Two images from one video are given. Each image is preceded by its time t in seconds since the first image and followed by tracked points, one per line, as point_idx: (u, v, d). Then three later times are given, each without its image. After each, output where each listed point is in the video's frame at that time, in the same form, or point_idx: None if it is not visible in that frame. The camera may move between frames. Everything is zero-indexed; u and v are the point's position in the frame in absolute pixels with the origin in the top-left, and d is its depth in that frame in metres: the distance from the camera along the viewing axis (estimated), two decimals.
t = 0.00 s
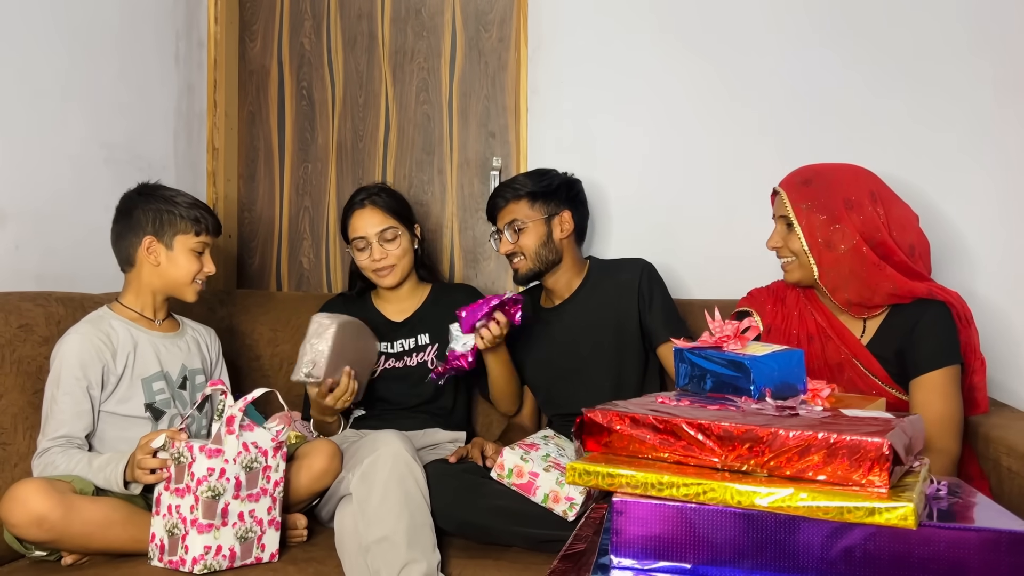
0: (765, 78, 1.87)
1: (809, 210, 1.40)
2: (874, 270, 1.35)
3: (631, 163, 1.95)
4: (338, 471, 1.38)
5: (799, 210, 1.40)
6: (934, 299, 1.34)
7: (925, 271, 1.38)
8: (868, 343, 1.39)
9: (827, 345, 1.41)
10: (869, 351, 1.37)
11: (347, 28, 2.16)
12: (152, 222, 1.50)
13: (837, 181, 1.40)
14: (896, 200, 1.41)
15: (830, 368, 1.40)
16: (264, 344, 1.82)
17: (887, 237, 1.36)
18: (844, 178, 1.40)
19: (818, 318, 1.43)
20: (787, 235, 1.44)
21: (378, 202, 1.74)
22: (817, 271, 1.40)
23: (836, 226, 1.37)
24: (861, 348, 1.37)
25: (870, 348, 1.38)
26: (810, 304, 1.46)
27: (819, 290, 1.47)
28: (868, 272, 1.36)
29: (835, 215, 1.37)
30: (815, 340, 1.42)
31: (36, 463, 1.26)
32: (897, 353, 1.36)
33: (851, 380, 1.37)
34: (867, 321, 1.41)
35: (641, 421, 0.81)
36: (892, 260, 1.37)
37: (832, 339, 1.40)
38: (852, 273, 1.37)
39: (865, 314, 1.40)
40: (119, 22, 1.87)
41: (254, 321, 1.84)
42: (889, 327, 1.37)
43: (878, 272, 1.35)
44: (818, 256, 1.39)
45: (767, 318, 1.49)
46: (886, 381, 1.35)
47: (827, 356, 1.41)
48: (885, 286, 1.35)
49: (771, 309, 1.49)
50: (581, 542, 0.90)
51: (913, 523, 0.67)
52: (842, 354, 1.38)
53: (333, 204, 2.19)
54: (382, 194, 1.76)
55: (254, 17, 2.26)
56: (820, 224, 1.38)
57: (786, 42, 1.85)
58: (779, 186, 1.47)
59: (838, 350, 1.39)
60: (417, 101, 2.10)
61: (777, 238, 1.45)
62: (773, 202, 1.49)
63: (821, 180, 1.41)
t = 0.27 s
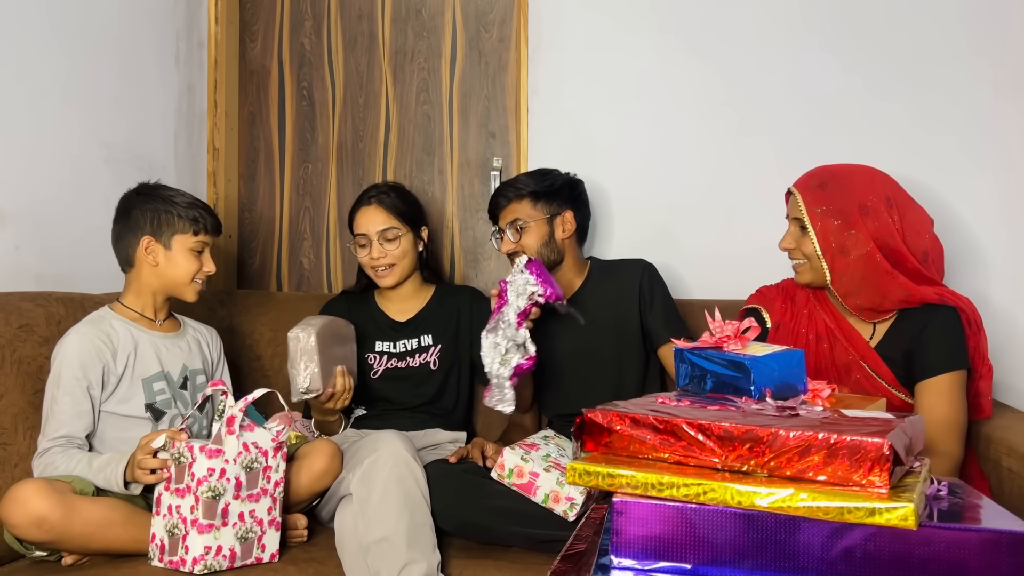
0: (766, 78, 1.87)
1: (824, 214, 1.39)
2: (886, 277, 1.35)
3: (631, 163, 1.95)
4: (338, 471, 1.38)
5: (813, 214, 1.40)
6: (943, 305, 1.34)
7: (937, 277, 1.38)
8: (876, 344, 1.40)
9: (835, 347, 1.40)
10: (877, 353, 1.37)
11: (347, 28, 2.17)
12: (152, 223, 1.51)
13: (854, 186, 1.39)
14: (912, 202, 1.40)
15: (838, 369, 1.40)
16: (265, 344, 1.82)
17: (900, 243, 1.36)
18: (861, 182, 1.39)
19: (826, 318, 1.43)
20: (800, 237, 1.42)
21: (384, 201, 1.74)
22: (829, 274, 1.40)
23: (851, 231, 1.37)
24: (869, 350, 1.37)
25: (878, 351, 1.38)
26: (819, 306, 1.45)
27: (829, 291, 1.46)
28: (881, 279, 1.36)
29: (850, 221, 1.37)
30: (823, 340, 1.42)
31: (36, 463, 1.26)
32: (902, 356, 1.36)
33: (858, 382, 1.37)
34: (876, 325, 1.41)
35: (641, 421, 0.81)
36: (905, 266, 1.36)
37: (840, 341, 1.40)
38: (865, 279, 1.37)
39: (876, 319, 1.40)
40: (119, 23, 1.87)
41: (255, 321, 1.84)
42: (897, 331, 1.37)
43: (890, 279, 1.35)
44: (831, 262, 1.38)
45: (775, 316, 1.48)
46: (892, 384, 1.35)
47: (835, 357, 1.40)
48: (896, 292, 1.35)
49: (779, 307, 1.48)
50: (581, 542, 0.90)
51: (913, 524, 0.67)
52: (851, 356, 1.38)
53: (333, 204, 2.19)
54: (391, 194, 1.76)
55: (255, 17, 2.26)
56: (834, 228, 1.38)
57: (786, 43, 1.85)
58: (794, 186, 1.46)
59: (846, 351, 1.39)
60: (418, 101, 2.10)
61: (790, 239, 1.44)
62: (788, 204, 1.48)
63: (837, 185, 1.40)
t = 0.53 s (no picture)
0: (767, 78, 1.87)
1: (826, 217, 1.39)
2: (890, 281, 1.35)
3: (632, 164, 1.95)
4: (339, 472, 1.38)
5: (817, 217, 1.39)
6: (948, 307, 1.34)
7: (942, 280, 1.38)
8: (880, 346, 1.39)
9: (839, 348, 1.41)
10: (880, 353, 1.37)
11: (348, 29, 2.17)
12: (150, 222, 1.50)
13: (857, 190, 1.38)
14: (915, 202, 1.40)
15: (841, 371, 1.40)
16: (265, 344, 1.82)
17: (904, 246, 1.36)
18: (864, 186, 1.39)
19: (829, 319, 1.43)
20: (804, 242, 1.42)
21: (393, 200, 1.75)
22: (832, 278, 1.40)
23: (854, 235, 1.37)
24: (872, 351, 1.37)
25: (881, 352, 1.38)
26: (824, 308, 1.45)
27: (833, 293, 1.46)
28: (885, 283, 1.35)
29: (852, 223, 1.37)
30: (827, 342, 1.42)
31: (38, 466, 1.27)
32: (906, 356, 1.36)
33: (862, 383, 1.37)
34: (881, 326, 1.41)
35: (641, 422, 0.81)
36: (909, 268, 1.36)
37: (844, 342, 1.40)
38: (869, 283, 1.37)
39: (881, 321, 1.39)
40: (120, 23, 1.87)
41: (256, 321, 1.84)
42: (901, 333, 1.37)
43: (894, 283, 1.35)
44: (834, 266, 1.38)
45: (780, 316, 1.48)
46: (896, 385, 1.34)
47: (839, 358, 1.40)
48: (900, 296, 1.34)
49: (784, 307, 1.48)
50: (582, 543, 0.90)
51: (913, 524, 0.67)
52: (854, 357, 1.39)
53: (334, 205, 2.19)
54: (398, 192, 1.77)
55: (256, 17, 2.26)
56: (837, 233, 1.38)
57: (787, 43, 1.85)
58: (796, 190, 1.46)
59: (850, 353, 1.39)
60: (419, 102, 2.11)
61: (793, 243, 1.44)
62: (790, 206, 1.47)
63: (840, 189, 1.40)
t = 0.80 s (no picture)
0: (769, 79, 1.86)
1: (829, 221, 1.39)
2: (896, 284, 1.35)
3: (634, 164, 1.95)
4: (341, 472, 1.39)
5: (820, 221, 1.39)
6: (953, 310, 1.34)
7: (946, 282, 1.38)
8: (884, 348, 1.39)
9: (844, 350, 1.40)
10: (885, 356, 1.37)
11: (350, 29, 2.17)
12: (133, 223, 1.49)
13: (859, 193, 1.38)
14: (919, 203, 1.40)
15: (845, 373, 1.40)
16: (267, 345, 1.82)
17: (909, 249, 1.35)
18: (867, 189, 1.39)
19: (833, 321, 1.43)
20: (807, 245, 1.42)
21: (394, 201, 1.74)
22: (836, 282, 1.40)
23: (858, 238, 1.36)
24: (877, 354, 1.36)
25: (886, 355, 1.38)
26: (830, 310, 1.45)
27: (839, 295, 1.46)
28: (890, 286, 1.35)
29: (855, 225, 1.37)
30: (831, 344, 1.42)
31: (36, 472, 1.27)
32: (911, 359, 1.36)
33: (866, 386, 1.37)
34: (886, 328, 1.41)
35: (643, 423, 0.81)
36: (915, 270, 1.36)
37: (849, 345, 1.40)
38: (874, 287, 1.36)
39: (885, 323, 1.39)
40: (122, 24, 1.88)
41: (257, 322, 1.84)
42: (905, 336, 1.37)
43: (899, 286, 1.34)
44: (839, 269, 1.38)
45: (785, 317, 1.48)
46: (898, 387, 1.34)
47: (843, 360, 1.40)
48: (906, 298, 1.34)
49: (788, 308, 1.48)
50: (583, 544, 0.90)
51: (915, 526, 0.67)
52: (859, 359, 1.38)
53: (336, 206, 2.19)
54: (400, 193, 1.77)
55: (258, 18, 2.26)
56: (841, 237, 1.37)
57: (789, 44, 1.85)
58: (798, 193, 1.45)
59: (854, 355, 1.39)
60: (421, 102, 2.11)
61: (796, 246, 1.44)
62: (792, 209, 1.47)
63: (842, 193, 1.40)
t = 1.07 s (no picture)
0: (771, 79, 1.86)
1: (836, 225, 1.38)
2: (903, 287, 1.35)
3: (636, 165, 1.95)
4: (343, 473, 1.39)
5: (827, 225, 1.39)
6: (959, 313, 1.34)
7: (954, 285, 1.38)
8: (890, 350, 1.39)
9: (850, 352, 1.40)
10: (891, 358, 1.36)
11: (352, 31, 2.17)
12: (116, 226, 1.49)
13: (866, 197, 1.38)
14: (926, 205, 1.40)
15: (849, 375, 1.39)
16: (268, 346, 1.82)
17: (916, 253, 1.35)
18: (873, 192, 1.39)
19: (839, 322, 1.43)
20: (813, 247, 1.42)
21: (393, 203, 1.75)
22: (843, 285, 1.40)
23: (864, 242, 1.36)
24: (882, 356, 1.36)
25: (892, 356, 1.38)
26: (835, 312, 1.44)
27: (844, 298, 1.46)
28: (898, 289, 1.35)
29: (863, 230, 1.37)
30: (836, 345, 1.41)
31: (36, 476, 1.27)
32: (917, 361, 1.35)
33: (872, 388, 1.36)
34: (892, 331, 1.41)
35: (645, 424, 0.81)
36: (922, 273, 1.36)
37: (853, 347, 1.40)
38: (880, 290, 1.37)
39: (891, 326, 1.39)
40: (125, 25, 1.88)
41: (259, 322, 1.84)
42: (911, 338, 1.37)
43: (906, 290, 1.35)
44: (846, 272, 1.38)
45: (789, 318, 1.49)
46: (905, 389, 1.33)
47: (848, 362, 1.40)
48: (913, 302, 1.35)
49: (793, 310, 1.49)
50: (585, 546, 0.90)
51: (918, 527, 0.67)
52: (865, 361, 1.38)
53: (338, 207, 2.19)
54: (399, 195, 1.77)
55: (260, 19, 2.26)
56: (847, 241, 1.38)
57: (791, 46, 1.85)
58: (805, 195, 1.45)
59: (860, 358, 1.38)
60: (422, 103, 2.11)
61: (801, 249, 1.44)
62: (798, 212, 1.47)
63: (849, 196, 1.40)
